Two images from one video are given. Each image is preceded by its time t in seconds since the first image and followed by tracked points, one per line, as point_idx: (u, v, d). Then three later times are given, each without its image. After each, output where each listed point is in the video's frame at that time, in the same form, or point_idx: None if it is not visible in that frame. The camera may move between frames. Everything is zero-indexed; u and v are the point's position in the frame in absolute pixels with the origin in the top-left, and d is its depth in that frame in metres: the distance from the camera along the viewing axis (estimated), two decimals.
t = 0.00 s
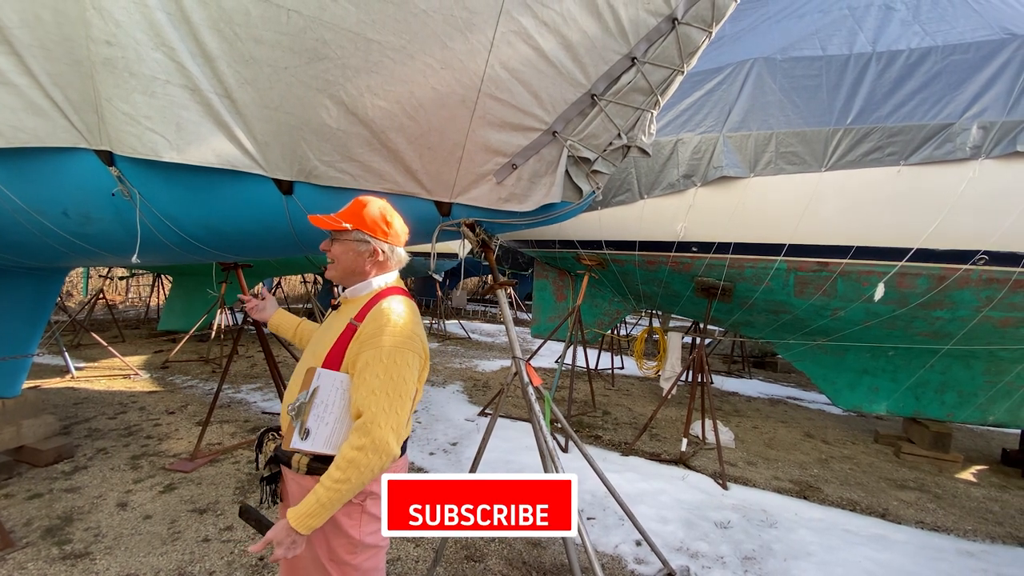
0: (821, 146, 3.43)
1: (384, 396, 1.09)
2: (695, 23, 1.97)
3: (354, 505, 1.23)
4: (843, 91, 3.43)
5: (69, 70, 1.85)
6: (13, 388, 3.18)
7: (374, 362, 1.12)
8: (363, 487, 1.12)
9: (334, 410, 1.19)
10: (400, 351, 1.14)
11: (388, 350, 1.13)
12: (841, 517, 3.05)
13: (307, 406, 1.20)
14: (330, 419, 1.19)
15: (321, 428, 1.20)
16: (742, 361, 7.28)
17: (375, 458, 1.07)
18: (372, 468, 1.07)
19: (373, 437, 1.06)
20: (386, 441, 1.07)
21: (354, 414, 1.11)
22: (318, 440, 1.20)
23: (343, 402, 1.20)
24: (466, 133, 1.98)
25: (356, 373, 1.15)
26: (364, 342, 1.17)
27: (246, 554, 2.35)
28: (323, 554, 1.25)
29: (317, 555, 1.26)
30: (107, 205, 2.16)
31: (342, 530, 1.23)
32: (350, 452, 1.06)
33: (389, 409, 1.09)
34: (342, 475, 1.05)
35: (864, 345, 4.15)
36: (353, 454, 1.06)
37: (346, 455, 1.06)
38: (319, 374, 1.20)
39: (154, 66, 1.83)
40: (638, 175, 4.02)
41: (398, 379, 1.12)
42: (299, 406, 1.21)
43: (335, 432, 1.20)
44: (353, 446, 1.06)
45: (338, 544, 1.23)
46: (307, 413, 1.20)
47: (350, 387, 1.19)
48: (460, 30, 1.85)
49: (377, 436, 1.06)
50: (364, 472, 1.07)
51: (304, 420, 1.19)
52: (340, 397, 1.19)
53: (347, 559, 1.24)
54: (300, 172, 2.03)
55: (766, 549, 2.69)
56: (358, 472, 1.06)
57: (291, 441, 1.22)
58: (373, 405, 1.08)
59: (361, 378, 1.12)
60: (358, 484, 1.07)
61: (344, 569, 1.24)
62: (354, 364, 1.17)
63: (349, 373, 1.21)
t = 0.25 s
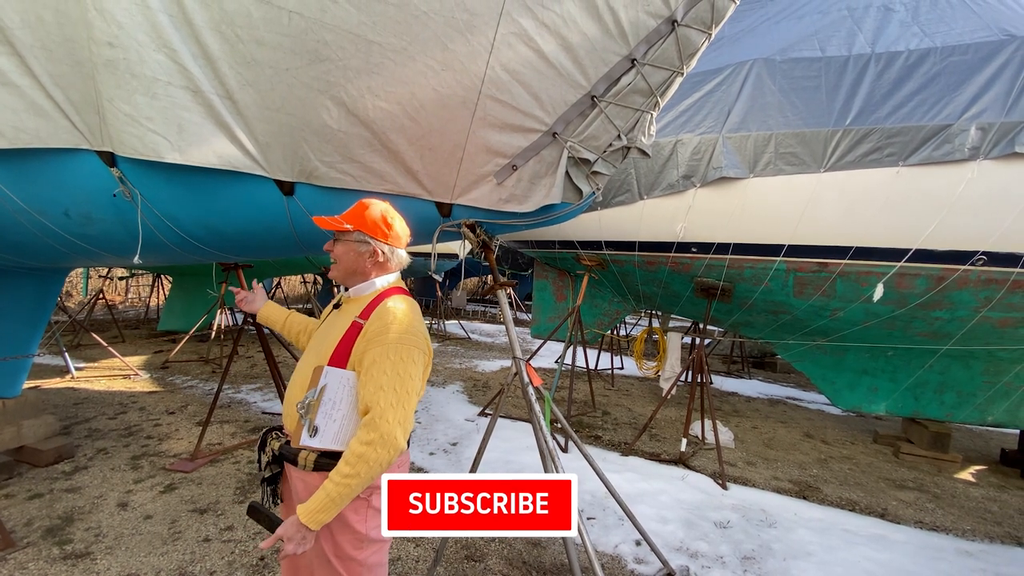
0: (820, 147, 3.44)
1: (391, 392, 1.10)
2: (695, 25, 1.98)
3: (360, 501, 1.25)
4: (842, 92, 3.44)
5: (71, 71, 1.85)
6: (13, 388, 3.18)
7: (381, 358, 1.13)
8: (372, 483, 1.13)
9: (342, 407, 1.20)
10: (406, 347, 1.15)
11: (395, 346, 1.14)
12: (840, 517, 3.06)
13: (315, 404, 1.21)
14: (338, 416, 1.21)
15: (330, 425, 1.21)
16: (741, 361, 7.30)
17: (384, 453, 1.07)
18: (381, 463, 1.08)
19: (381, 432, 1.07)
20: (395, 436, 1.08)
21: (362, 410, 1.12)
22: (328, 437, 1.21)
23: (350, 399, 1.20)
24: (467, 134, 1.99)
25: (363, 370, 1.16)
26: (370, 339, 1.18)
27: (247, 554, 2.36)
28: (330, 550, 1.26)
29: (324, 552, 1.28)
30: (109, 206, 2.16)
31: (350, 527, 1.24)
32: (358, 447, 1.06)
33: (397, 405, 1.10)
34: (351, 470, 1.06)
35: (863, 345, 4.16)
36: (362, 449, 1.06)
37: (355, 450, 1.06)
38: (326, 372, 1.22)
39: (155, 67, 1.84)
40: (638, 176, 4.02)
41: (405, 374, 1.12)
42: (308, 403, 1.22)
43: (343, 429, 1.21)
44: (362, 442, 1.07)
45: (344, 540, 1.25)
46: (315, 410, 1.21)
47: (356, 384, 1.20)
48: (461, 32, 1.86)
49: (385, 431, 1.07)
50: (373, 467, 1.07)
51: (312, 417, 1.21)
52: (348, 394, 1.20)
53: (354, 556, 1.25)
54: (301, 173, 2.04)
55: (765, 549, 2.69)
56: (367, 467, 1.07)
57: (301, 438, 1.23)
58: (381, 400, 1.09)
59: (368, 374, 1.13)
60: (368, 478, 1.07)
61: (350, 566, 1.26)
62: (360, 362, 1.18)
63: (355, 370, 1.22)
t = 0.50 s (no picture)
0: (820, 148, 3.44)
1: (392, 391, 1.10)
2: (695, 26, 1.98)
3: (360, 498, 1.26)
4: (842, 92, 3.44)
5: (72, 71, 1.85)
6: (13, 389, 3.18)
7: (382, 356, 1.13)
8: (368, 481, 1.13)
9: (341, 405, 1.20)
10: (407, 347, 1.15)
11: (396, 345, 1.14)
12: (840, 517, 3.06)
13: (314, 400, 1.21)
14: (338, 413, 1.20)
15: (329, 422, 1.20)
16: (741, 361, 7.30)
17: (381, 452, 1.07)
18: (378, 461, 1.08)
19: (380, 431, 1.07)
20: (393, 435, 1.08)
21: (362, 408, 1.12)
22: (325, 435, 1.20)
23: (351, 397, 1.20)
24: (468, 135, 1.99)
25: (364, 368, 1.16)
26: (372, 338, 1.19)
27: (247, 554, 2.35)
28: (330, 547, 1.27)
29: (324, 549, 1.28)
30: (109, 206, 2.16)
31: (348, 523, 1.25)
32: (356, 444, 1.06)
33: (396, 404, 1.10)
34: (348, 467, 1.06)
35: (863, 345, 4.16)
36: (360, 446, 1.06)
37: (353, 448, 1.06)
38: (327, 369, 1.22)
39: (156, 67, 1.84)
40: (638, 176, 4.03)
41: (405, 374, 1.13)
42: (308, 400, 1.22)
43: (342, 427, 1.21)
44: (360, 439, 1.07)
45: (344, 537, 1.25)
46: (315, 407, 1.21)
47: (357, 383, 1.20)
48: (462, 32, 1.86)
49: (384, 429, 1.07)
50: (370, 465, 1.07)
51: (311, 414, 1.20)
52: (348, 393, 1.20)
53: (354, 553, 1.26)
54: (301, 174, 2.04)
55: (766, 549, 2.69)
56: (364, 465, 1.07)
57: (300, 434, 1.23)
58: (380, 398, 1.09)
59: (369, 372, 1.13)
60: (364, 476, 1.07)
61: (351, 563, 1.26)
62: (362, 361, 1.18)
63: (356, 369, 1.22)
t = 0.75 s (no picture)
0: (819, 149, 3.45)
1: (399, 385, 1.11)
2: (694, 27, 1.98)
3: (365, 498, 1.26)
4: (840, 94, 3.45)
5: (73, 73, 1.86)
6: (13, 389, 3.19)
7: (389, 352, 1.14)
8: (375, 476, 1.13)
9: (350, 402, 1.20)
10: (414, 343, 1.16)
11: (404, 341, 1.15)
12: (839, 518, 3.07)
13: (325, 397, 1.23)
14: (346, 410, 1.20)
15: (338, 419, 1.21)
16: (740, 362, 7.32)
17: (388, 446, 1.07)
18: (384, 456, 1.08)
19: (386, 424, 1.07)
20: (399, 430, 1.08)
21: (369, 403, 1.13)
22: (335, 432, 1.21)
23: (359, 393, 1.20)
24: (467, 136, 2.00)
25: (371, 364, 1.16)
26: (379, 334, 1.20)
27: (247, 555, 2.36)
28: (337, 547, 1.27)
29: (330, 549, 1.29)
30: (110, 207, 2.17)
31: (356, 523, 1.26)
32: (363, 438, 1.07)
33: (403, 398, 1.11)
34: (355, 461, 1.07)
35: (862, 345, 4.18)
36: (366, 440, 1.07)
37: (360, 442, 1.07)
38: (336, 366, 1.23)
39: (157, 68, 1.85)
40: (637, 177, 4.04)
41: (413, 369, 1.13)
42: (320, 396, 1.23)
43: (349, 424, 1.21)
44: (367, 433, 1.07)
45: (352, 537, 1.26)
46: (325, 404, 1.22)
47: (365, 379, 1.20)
48: (462, 34, 1.87)
49: (390, 423, 1.07)
50: (376, 459, 1.07)
51: (321, 411, 1.22)
52: (356, 389, 1.21)
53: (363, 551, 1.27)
54: (302, 175, 2.05)
55: (764, 549, 2.70)
56: (370, 459, 1.07)
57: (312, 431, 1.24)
58: (387, 392, 1.09)
59: (377, 367, 1.14)
60: (370, 470, 1.08)
61: (360, 562, 1.28)
62: (369, 357, 1.19)
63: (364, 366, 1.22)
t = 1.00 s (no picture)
0: (817, 150, 3.46)
1: (424, 377, 1.13)
2: (694, 29, 1.97)
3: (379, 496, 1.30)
4: (839, 95, 3.46)
5: (74, 74, 1.86)
6: (13, 390, 3.19)
7: (411, 346, 1.16)
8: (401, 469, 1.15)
9: (371, 400, 1.21)
10: (431, 337, 1.19)
11: (423, 335, 1.18)
12: (838, 518, 3.07)
13: (345, 397, 1.22)
14: (368, 408, 1.21)
15: (361, 417, 1.21)
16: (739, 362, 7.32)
17: (416, 436, 1.09)
18: (412, 446, 1.10)
19: (415, 415, 1.09)
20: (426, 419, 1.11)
21: (393, 398, 1.14)
22: (357, 429, 1.21)
23: (380, 390, 1.21)
24: (467, 137, 2.01)
25: (392, 360, 1.18)
26: (398, 330, 1.21)
27: (247, 555, 2.36)
28: (351, 547, 1.30)
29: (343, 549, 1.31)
30: (110, 208, 2.17)
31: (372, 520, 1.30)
32: (391, 431, 1.08)
33: (427, 389, 1.13)
34: (386, 455, 1.08)
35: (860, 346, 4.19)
36: (395, 433, 1.08)
37: (389, 436, 1.08)
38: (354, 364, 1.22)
39: (158, 70, 1.85)
40: (637, 178, 4.05)
41: (434, 361, 1.16)
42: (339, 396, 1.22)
43: (371, 422, 1.22)
44: (395, 426, 1.09)
45: (367, 535, 1.31)
46: (346, 404, 1.21)
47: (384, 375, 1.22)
48: (461, 36, 1.88)
49: (418, 414, 1.10)
50: (405, 451, 1.09)
51: (344, 410, 1.21)
52: (377, 386, 1.21)
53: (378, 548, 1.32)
54: (302, 176, 2.05)
55: (763, 550, 2.70)
56: (399, 452, 1.09)
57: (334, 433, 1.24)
58: (413, 385, 1.11)
59: (399, 362, 1.15)
60: (400, 463, 1.09)
61: (374, 559, 1.32)
62: (389, 354, 1.20)
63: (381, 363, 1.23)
